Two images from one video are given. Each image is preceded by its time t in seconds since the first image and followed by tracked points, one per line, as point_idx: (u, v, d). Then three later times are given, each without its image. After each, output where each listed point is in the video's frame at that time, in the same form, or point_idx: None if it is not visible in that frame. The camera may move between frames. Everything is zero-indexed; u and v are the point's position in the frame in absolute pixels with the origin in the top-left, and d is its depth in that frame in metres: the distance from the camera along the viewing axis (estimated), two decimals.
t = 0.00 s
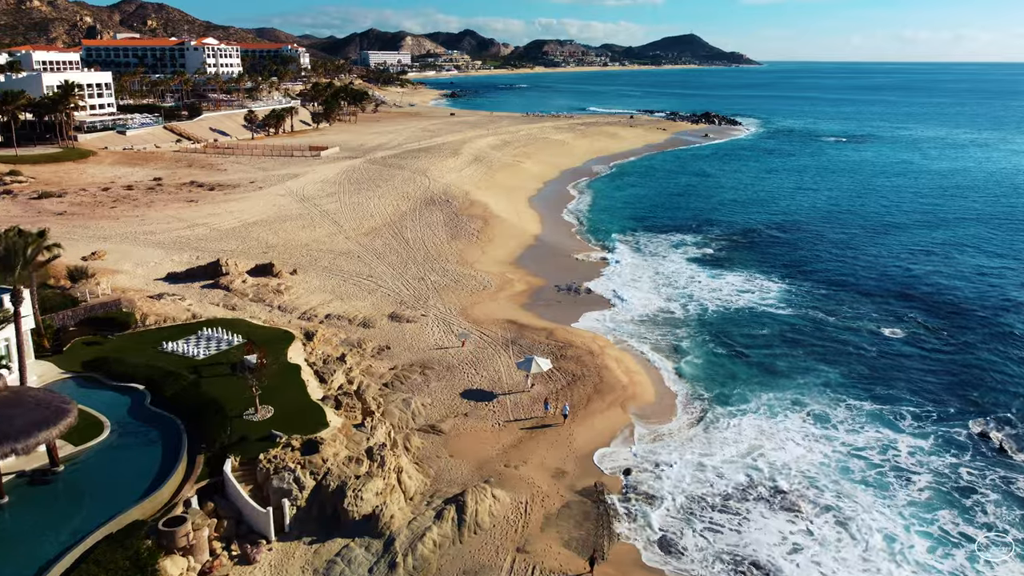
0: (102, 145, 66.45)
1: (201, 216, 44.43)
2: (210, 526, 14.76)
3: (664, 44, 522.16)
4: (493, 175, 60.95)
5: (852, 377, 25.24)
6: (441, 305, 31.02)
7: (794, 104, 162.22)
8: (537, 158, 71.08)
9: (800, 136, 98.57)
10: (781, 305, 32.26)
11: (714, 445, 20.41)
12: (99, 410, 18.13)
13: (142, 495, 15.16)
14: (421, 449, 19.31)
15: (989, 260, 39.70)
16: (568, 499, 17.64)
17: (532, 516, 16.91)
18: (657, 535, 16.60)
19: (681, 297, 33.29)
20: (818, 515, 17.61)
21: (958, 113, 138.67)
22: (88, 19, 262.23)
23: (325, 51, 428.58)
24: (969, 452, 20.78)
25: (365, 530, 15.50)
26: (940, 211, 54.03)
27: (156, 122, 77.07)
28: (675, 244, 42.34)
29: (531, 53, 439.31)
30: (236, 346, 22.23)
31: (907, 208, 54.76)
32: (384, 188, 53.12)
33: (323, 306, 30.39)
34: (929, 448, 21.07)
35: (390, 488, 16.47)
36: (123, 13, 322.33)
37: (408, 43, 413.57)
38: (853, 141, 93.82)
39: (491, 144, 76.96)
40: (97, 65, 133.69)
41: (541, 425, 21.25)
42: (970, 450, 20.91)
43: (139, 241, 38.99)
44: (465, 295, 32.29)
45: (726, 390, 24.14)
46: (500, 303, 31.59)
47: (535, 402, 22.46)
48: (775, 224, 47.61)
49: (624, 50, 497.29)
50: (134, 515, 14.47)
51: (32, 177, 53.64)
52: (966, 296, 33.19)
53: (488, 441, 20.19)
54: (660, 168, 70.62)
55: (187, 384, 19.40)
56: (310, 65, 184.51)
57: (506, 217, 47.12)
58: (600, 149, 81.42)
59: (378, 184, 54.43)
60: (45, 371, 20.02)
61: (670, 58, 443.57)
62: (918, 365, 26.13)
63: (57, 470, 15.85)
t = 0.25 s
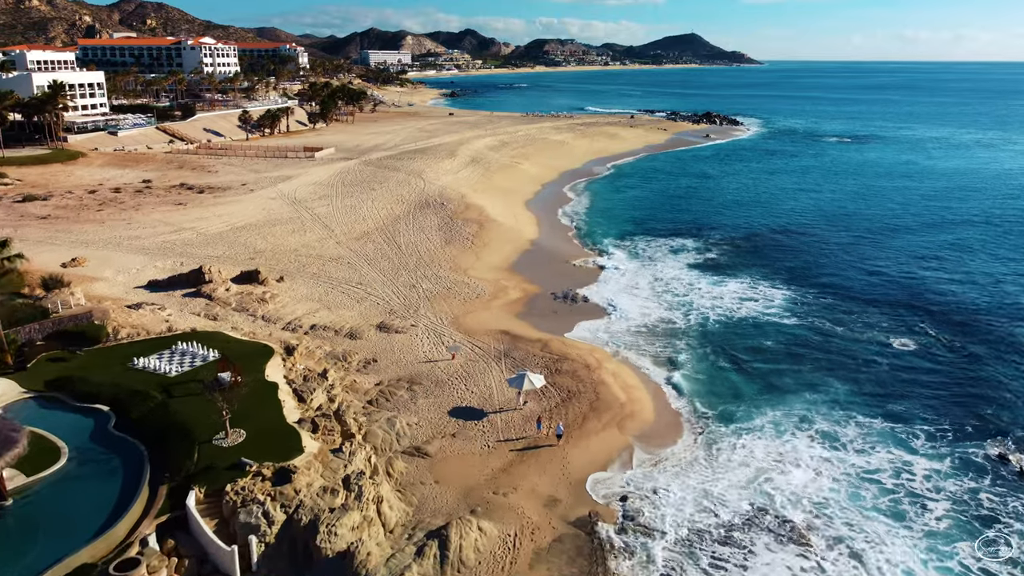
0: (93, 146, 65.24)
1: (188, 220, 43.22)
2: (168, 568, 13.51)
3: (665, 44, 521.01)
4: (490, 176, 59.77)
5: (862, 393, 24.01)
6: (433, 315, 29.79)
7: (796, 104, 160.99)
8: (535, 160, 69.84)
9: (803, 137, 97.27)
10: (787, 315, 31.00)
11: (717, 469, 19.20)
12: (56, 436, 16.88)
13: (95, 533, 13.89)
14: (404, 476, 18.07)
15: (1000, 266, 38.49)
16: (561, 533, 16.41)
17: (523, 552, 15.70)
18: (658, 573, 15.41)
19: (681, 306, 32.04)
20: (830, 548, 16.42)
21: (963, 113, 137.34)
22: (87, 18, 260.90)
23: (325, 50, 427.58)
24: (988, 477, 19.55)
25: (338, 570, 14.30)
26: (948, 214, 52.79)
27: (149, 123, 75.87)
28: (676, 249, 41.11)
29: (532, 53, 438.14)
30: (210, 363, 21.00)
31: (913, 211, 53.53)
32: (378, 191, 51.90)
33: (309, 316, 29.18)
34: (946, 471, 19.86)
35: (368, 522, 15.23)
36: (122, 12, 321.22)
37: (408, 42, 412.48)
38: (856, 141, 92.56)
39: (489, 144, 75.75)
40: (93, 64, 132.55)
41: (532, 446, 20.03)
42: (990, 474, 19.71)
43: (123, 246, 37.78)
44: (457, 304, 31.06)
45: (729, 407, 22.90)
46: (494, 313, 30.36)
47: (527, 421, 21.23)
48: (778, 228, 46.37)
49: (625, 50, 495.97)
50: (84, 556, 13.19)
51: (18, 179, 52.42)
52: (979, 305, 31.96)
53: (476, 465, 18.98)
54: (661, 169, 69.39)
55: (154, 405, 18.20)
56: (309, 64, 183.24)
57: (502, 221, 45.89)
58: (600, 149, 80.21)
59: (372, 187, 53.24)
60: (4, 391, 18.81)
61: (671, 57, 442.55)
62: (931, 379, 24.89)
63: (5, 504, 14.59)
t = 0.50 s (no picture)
0: (83, 147, 64.11)
1: (175, 225, 42.02)
2: None
3: (666, 43, 519.70)
4: (487, 178, 58.59)
5: (873, 411, 22.77)
6: (423, 326, 28.57)
7: (798, 104, 159.76)
8: (534, 161, 68.61)
9: (805, 138, 96.00)
10: (792, 325, 29.78)
11: (721, 498, 17.97)
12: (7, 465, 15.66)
13: None
14: (384, 506, 16.83)
15: (1011, 272, 37.25)
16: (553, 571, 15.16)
17: None
18: None
19: (682, 315, 30.82)
20: None
21: (967, 113, 136.03)
22: (87, 18, 259.84)
23: (326, 49, 426.57)
24: (1011, 504, 18.32)
25: None
26: (955, 216, 51.55)
27: (142, 123, 74.74)
28: (677, 255, 39.88)
29: (533, 52, 436.90)
30: (182, 381, 19.78)
31: (920, 214, 52.27)
32: (372, 193, 50.67)
33: (294, 327, 27.98)
34: (966, 498, 18.62)
35: (341, 562, 13.99)
36: (122, 12, 320.25)
37: (409, 41, 411.34)
38: (859, 142, 91.27)
39: (487, 145, 74.59)
40: (90, 63, 131.46)
41: (523, 470, 18.80)
42: (1013, 501, 18.49)
43: (106, 252, 36.58)
44: (449, 313, 29.83)
45: (732, 426, 21.66)
46: (487, 323, 29.13)
47: (518, 442, 20.01)
48: (781, 232, 45.15)
49: (626, 49, 494.70)
50: None
51: (4, 181, 51.29)
52: (992, 314, 30.74)
53: (463, 492, 17.75)
54: (661, 171, 68.20)
55: (117, 429, 16.98)
56: (308, 64, 182.12)
57: (498, 225, 44.65)
58: (600, 150, 79.01)
59: (366, 189, 52.06)
60: None
61: (672, 57, 441.33)
62: (945, 395, 23.64)
63: None
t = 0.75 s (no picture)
0: (73, 149, 62.91)
1: (160, 229, 40.80)
2: None
3: (667, 42, 518.40)
4: (484, 180, 57.41)
5: (886, 431, 21.55)
6: (412, 337, 27.33)
7: (800, 104, 158.56)
8: (532, 162, 67.35)
9: (808, 138, 94.78)
10: (797, 335, 28.58)
11: (725, 531, 16.79)
12: None
13: None
14: (362, 541, 15.65)
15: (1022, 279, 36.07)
16: None
17: None
18: None
19: (682, 325, 29.64)
20: None
21: (971, 113, 134.85)
22: (86, 17, 258.64)
23: (326, 48, 425.27)
24: None
25: None
26: (962, 219, 50.36)
27: (134, 124, 73.55)
28: (677, 261, 38.68)
29: (533, 52, 435.69)
30: (149, 402, 18.57)
31: (926, 216, 51.05)
32: (365, 196, 49.47)
33: (277, 339, 26.77)
34: (987, 527, 17.42)
35: None
36: (122, 11, 319.10)
37: (410, 41, 410.06)
38: (862, 142, 90.03)
39: (484, 146, 73.40)
40: (86, 62, 130.21)
41: (513, 498, 17.62)
42: None
43: (87, 258, 35.37)
44: (440, 323, 28.65)
45: (736, 447, 20.47)
46: (479, 335, 27.91)
47: (508, 466, 18.80)
48: (784, 236, 43.95)
49: (627, 49, 493.33)
50: None
51: None
52: (1004, 324, 29.55)
53: (447, 525, 16.60)
54: (661, 172, 67.00)
55: (74, 456, 15.75)
56: (307, 63, 180.86)
57: (494, 229, 43.45)
58: (599, 151, 77.81)
59: (359, 192, 50.88)
60: None
61: (673, 56, 440.10)
62: (962, 412, 22.43)
63: None
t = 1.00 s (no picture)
0: (62, 150, 61.76)
1: (145, 234, 39.61)
2: None
3: (668, 42, 517.04)
4: (480, 182, 56.23)
5: (899, 452, 20.34)
6: (400, 349, 26.12)
7: (803, 104, 157.28)
8: (529, 164, 66.12)
9: (810, 138, 93.49)
10: (803, 348, 27.34)
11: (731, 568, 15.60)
12: None
13: None
14: None
15: None
16: None
17: None
18: None
19: (683, 337, 28.41)
20: None
21: (975, 113, 133.54)
22: (85, 17, 257.60)
23: (326, 48, 424.19)
24: None
25: None
26: (970, 222, 49.10)
27: (125, 124, 72.39)
28: (677, 267, 37.45)
29: (534, 51, 434.40)
30: (112, 425, 17.38)
31: (933, 220, 49.80)
32: (358, 199, 48.29)
33: (258, 352, 25.57)
34: (1011, 562, 16.20)
35: None
36: (122, 11, 318.09)
37: (410, 40, 408.86)
38: (866, 143, 88.75)
39: (482, 147, 72.19)
40: (82, 62, 129.08)
41: (501, 530, 16.42)
42: None
43: (66, 264, 34.18)
44: (430, 335, 27.45)
45: (741, 472, 19.26)
46: (470, 347, 26.70)
47: (497, 493, 17.60)
48: (788, 241, 42.72)
49: (628, 48, 492.07)
50: None
51: None
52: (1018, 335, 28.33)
53: (429, 563, 15.42)
54: (662, 174, 65.80)
55: (23, 489, 14.54)
56: (306, 63, 179.69)
57: (489, 233, 42.25)
58: (599, 151, 76.59)
59: (352, 195, 49.69)
60: None
61: (675, 55, 438.74)
62: (978, 432, 21.21)
63: None
